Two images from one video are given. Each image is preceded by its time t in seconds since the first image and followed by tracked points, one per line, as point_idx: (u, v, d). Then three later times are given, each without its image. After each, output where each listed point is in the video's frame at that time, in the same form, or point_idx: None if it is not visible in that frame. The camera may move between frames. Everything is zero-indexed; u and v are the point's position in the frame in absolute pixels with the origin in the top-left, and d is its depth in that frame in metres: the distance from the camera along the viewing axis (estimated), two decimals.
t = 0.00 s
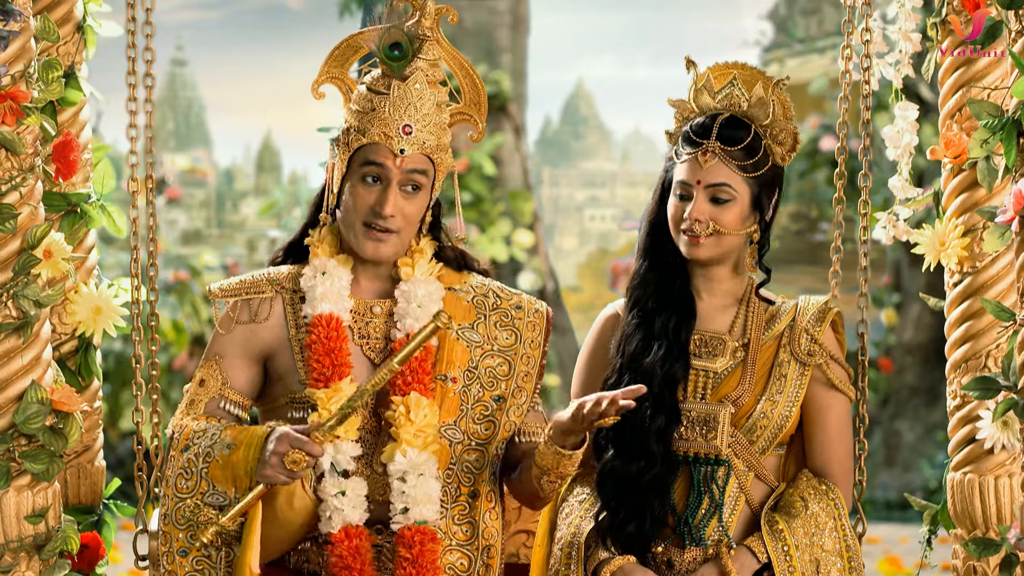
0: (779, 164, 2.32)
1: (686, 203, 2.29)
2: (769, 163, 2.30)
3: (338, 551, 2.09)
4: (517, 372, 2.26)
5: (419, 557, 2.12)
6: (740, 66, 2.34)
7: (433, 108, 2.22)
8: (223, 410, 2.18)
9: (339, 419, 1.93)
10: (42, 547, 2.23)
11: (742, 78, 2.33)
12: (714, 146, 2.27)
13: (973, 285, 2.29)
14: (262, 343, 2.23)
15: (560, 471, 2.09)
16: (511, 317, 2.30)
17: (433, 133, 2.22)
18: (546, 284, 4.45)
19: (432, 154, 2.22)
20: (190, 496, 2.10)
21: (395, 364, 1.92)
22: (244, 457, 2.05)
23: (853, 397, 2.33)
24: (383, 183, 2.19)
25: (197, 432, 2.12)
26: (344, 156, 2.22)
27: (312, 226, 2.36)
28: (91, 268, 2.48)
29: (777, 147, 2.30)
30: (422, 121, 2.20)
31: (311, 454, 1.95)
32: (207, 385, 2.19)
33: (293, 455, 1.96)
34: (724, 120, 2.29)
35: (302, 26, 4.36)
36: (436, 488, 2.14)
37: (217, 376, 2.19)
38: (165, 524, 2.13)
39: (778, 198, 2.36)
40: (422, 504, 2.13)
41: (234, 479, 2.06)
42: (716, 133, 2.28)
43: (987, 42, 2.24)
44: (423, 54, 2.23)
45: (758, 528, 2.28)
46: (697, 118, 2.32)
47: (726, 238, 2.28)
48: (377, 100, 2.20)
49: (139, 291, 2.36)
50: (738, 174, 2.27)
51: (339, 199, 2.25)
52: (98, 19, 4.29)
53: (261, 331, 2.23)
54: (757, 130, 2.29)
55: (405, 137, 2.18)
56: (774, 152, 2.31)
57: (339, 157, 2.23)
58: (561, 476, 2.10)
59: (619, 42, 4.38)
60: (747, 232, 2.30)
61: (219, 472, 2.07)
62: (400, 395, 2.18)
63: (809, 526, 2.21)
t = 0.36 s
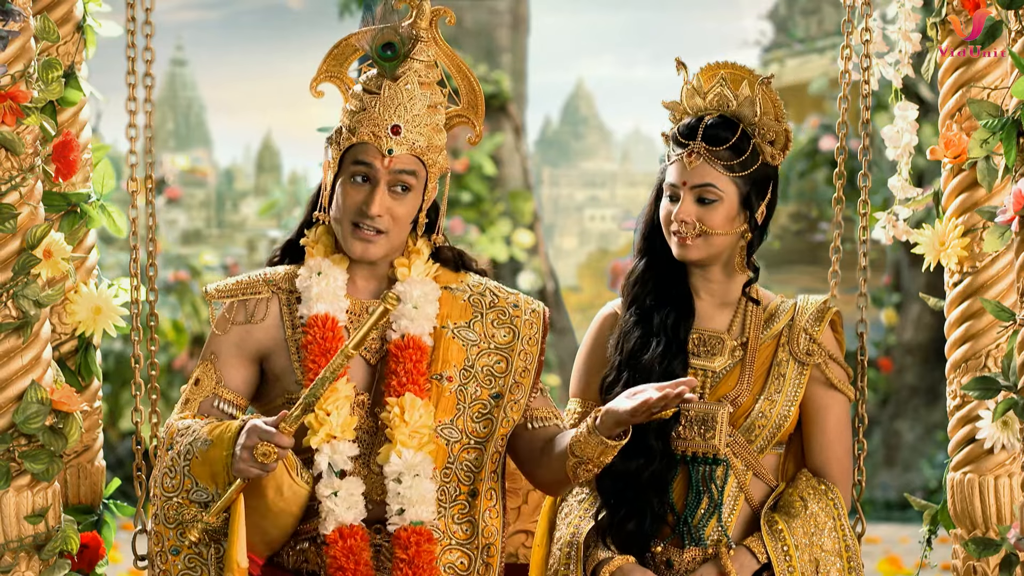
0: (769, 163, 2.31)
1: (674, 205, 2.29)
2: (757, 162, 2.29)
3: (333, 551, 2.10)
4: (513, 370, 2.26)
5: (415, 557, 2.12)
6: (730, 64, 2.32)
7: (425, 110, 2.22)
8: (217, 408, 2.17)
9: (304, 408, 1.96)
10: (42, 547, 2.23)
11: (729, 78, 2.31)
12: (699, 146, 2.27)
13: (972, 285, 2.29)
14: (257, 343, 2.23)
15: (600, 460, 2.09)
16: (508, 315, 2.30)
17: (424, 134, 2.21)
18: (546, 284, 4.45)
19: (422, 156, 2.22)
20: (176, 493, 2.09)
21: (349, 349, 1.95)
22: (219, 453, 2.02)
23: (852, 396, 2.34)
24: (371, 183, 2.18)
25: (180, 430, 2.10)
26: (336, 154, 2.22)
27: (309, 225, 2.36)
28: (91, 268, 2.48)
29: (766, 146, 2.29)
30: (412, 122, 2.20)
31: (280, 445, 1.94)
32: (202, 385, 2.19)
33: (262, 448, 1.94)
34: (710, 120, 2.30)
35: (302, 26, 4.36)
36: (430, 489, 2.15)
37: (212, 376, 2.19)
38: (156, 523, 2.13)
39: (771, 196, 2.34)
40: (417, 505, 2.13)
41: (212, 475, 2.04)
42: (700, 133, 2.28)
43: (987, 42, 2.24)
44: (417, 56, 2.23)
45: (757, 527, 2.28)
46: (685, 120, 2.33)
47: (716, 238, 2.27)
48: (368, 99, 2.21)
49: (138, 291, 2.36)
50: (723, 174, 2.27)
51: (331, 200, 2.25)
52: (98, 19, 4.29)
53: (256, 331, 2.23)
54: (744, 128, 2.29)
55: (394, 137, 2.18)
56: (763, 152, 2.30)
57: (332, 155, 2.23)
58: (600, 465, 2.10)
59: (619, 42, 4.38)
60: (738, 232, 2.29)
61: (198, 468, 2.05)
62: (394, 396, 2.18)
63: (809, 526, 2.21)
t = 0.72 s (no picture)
0: (763, 161, 2.31)
1: (667, 206, 2.29)
2: (749, 160, 2.29)
3: (330, 560, 2.09)
4: (512, 373, 2.26)
5: (413, 565, 2.12)
6: (722, 64, 2.32)
7: (435, 121, 2.22)
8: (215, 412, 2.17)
9: (288, 383, 1.93)
10: (42, 547, 2.23)
11: (721, 78, 2.31)
12: (690, 147, 2.27)
13: (972, 285, 2.29)
14: (253, 348, 2.23)
15: (589, 431, 2.06)
16: (506, 318, 2.30)
17: (433, 146, 2.21)
18: (546, 284, 4.45)
19: (430, 166, 2.21)
20: (172, 484, 2.09)
21: (323, 326, 1.91)
22: (212, 438, 2.02)
23: (852, 396, 2.34)
24: (379, 193, 2.18)
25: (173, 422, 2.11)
26: (342, 162, 2.21)
27: (309, 225, 2.36)
28: (91, 268, 2.48)
29: (758, 144, 2.30)
30: (422, 133, 2.20)
31: (268, 423, 1.92)
32: (200, 388, 2.19)
33: (251, 426, 1.93)
34: (702, 121, 2.30)
35: (302, 26, 4.36)
36: (428, 497, 2.14)
37: (209, 379, 2.20)
38: (154, 517, 2.13)
39: (766, 195, 2.34)
40: (415, 513, 2.12)
41: (206, 461, 2.04)
42: (692, 134, 2.28)
43: (987, 42, 2.24)
44: (428, 66, 2.23)
45: (757, 528, 2.28)
46: (678, 121, 2.33)
47: (709, 239, 2.26)
48: (379, 108, 2.19)
49: (138, 290, 2.36)
50: (715, 174, 2.26)
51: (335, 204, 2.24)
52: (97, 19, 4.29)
53: (252, 337, 2.23)
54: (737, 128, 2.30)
55: (404, 149, 2.17)
56: (756, 150, 2.30)
57: (337, 161, 2.22)
58: (589, 439, 2.06)
59: (619, 42, 4.38)
60: (731, 232, 2.28)
61: (193, 456, 2.05)
62: (392, 404, 2.17)
63: (809, 526, 2.21)
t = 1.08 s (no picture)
0: (760, 162, 2.31)
1: (665, 207, 2.29)
2: (746, 162, 2.29)
3: (333, 558, 2.10)
4: (514, 371, 2.26)
5: (409, 565, 2.11)
6: (719, 65, 2.31)
7: (429, 115, 2.22)
8: (220, 413, 2.17)
9: (289, 414, 1.93)
10: (42, 547, 2.23)
11: (718, 78, 2.31)
12: (687, 149, 2.27)
13: (973, 286, 2.28)
14: (257, 345, 2.23)
15: (627, 448, 2.10)
16: (507, 317, 2.30)
17: (429, 140, 2.21)
18: (546, 284, 4.45)
19: (428, 162, 2.22)
20: (174, 501, 2.08)
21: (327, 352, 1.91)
22: (212, 462, 2.00)
23: (852, 396, 2.34)
24: (379, 191, 2.18)
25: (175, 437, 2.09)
26: (341, 162, 2.21)
27: (309, 225, 2.36)
28: (91, 268, 2.47)
29: (756, 146, 2.29)
30: (418, 129, 2.20)
31: (268, 450, 1.92)
32: (204, 391, 2.18)
33: (250, 456, 1.93)
34: (698, 123, 2.30)
35: (302, 26, 4.36)
36: (425, 495, 2.14)
37: (214, 382, 2.19)
38: (154, 531, 2.13)
39: (764, 196, 2.34)
40: (411, 513, 2.12)
41: (207, 482, 2.02)
42: (688, 137, 2.28)
43: (987, 42, 2.24)
44: (420, 61, 2.23)
45: (757, 528, 2.28)
46: (675, 123, 2.33)
47: (707, 241, 2.26)
48: (373, 107, 2.19)
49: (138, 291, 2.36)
50: (712, 176, 2.26)
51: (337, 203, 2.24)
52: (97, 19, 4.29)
53: (254, 335, 2.23)
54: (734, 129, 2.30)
55: (401, 145, 2.18)
56: (754, 151, 2.30)
57: (335, 163, 2.22)
58: (625, 454, 2.11)
59: (619, 42, 4.38)
60: (729, 234, 2.28)
61: (194, 476, 2.04)
62: (391, 403, 2.17)
63: (808, 526, 2.21)
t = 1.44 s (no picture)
0: (757, 161, 2.30)
1: (662, 208, 2.29)
2: (745, 161, 2.29)
3: (334, 547, 2.10)
4: (517, 367, 2.26)
5: (408, 554, 2.12)
6: (714, 65, 2.32)
7: (429, 101, 2.23)
8: (222, 407, 2.17)
9: (292, 389, 1.96)
10: (43, 547, 2.23)
11: (712, 78, 2.31)
12: (683, 149, 2.27)
13: (973, 286, 2.28)
14: (259, 341, 2.23)
15: (638, 441, 2.12)
16: (510, 313, 2.29)
17: (430, 126, 2.23)
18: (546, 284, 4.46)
19: (429, 148, 2.23)
20: (176, 489, 2.08)
21: (331, 322, 1.96)
22: (218, 443, 2.02)
23: (853, 396, 2.33)
24: (381, 179, 2.19)
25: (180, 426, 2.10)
26: (342, 153, 2.22)
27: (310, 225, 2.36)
28: (91, 268, 2.47)
29: (752, 144, 2.29)
30: (419, 115, 2.21)
31: (271, 428, 1.93)
32: (207, 385, 2.19)
33: (253, 432, 1.94)
34: (695, 123, 2.30)
35: (302, 26, 4.36)
36: (426, 485, 2.15)
37: (216, 376, 2.20)
38: (159, 521, 2.12)
39: (762, 195, 2.33)
40: (411, 501, 2.13)
41: (212, 466, 2.03)
42: (684, 137, 2.29)
43: (988, 42, 2.24)
44: (418, 48, 2.24)
45: (757, 528, 2.28)
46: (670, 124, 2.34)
47: (706, 240, 2.26)
48: (373, 94, 2.21)
49: (139, 291, 2.36)
50: (709, 176, 2.26)
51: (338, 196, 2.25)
52: (98, 19, 4.29)
53: (257, 329, 2.23)
54: (731, 127, 2.30)
55: (402, 131, 2.19)
56: (750, 150, 2.29)
57: (336, 155, 2.23)
58: (636, 447, 2.13)
59: (619, 41, 4.38)
60: (728, 232, 2.28)
61: (198, 461, 2.05)
62: (394, 392, 2.18)
63: (809, 526, 2.21)
